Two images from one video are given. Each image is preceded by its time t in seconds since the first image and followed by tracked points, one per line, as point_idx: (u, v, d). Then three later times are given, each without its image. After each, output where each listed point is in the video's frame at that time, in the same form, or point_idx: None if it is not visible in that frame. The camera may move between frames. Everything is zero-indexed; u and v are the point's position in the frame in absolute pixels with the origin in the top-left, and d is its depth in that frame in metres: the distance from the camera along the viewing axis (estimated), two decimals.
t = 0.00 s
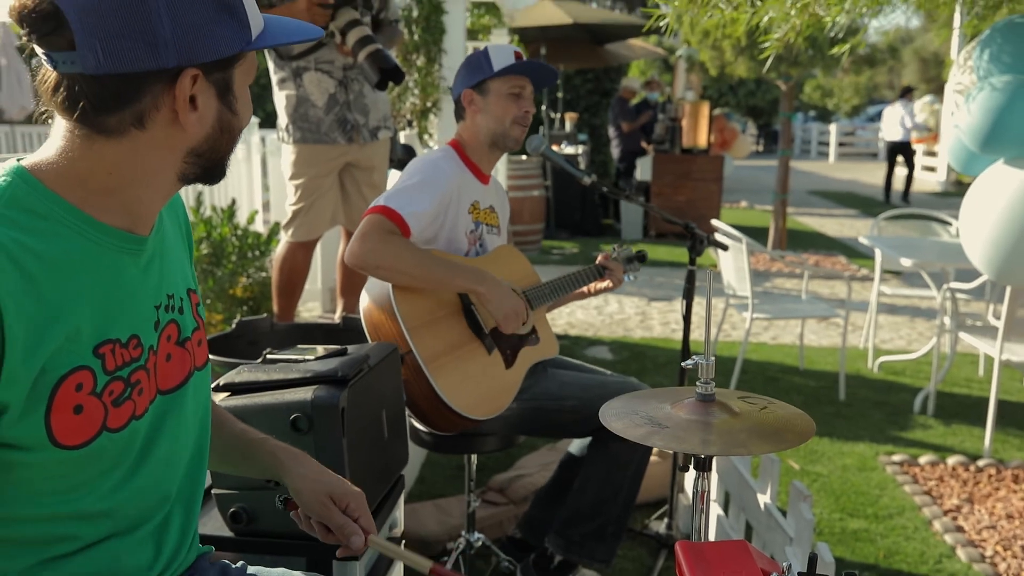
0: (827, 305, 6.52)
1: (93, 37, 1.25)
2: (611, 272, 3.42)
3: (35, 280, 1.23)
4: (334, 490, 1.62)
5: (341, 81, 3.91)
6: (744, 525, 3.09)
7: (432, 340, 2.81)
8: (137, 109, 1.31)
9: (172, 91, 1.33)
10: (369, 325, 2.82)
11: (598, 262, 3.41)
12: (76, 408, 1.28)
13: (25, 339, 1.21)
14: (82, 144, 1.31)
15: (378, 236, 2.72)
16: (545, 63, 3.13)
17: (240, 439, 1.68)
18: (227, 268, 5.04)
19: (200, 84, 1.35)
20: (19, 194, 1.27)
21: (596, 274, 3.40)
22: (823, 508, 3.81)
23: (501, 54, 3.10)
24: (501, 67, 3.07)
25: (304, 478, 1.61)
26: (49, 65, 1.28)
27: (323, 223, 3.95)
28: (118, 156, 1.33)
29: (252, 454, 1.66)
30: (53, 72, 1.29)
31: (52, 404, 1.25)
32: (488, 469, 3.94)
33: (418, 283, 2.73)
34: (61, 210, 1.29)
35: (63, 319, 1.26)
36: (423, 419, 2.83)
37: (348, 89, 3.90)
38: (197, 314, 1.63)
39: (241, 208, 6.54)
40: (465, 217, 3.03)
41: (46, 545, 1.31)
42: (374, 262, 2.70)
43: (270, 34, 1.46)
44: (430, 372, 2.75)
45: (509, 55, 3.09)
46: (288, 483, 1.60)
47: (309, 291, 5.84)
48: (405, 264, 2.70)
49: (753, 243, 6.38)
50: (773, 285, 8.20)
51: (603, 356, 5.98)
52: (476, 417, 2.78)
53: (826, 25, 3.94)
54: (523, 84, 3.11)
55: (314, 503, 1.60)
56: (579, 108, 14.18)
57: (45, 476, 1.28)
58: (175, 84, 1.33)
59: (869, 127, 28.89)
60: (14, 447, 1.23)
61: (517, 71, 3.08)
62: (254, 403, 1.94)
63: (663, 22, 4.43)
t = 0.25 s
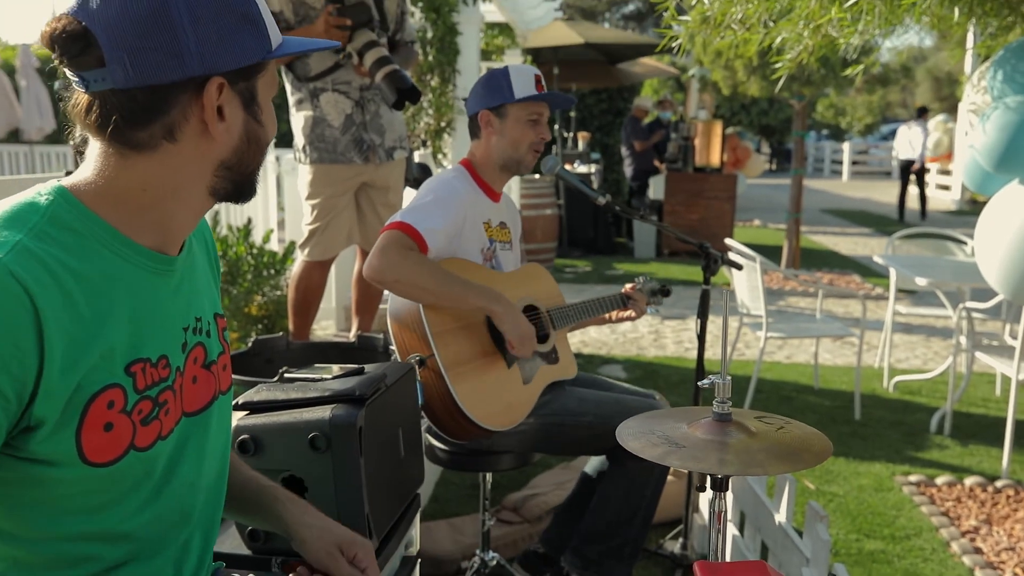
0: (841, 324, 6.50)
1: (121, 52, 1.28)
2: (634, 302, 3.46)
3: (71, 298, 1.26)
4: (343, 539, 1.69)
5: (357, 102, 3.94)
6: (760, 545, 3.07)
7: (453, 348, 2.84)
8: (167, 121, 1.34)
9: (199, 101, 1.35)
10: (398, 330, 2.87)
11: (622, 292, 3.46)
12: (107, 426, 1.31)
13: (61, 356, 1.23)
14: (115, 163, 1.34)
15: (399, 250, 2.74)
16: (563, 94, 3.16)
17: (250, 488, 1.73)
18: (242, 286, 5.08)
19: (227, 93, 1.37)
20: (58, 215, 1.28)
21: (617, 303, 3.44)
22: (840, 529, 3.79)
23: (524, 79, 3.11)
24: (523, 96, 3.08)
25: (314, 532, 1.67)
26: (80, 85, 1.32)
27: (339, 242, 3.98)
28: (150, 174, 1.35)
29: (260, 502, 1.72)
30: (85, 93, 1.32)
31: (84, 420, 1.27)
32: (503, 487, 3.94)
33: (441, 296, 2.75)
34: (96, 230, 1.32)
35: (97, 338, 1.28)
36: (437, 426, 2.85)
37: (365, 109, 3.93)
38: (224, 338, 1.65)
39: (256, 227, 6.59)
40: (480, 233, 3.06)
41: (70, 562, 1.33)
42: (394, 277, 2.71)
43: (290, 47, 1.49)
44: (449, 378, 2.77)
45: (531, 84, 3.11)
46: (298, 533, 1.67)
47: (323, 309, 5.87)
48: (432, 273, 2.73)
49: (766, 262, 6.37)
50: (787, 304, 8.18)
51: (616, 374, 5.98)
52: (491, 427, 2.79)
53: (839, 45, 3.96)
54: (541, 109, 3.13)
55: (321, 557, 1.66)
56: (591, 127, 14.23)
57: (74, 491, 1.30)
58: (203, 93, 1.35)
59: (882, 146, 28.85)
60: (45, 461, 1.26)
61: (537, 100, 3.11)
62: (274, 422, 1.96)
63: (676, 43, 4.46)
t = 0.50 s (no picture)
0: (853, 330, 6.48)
1: (150, 42, 1.29)
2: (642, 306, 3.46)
3: (91, 302, 1.27)
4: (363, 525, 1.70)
5: (371, 107, 3.95)
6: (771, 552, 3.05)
7: (474, 352, 2.86)
8: (185, 119, 1.33)
9: (218, 104, 1.35)
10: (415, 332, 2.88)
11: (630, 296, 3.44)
12: (129, 425, 1.32)
13: (83, 357, 1.24)
14: (132, 157, 1.34)
15: (424, 261, 2.74)
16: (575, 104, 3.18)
17: (269, 476, 1.72)
18: (254, 290, 5.09)
19: (246, 101, 1.36)
20: (75, 220, 1.30)
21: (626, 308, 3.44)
22: (852, 536, 3.77)
23: (541, 90, 3.11)
24: (541, 110, 3.08)
25: (337, 515, 1.68)
26: (105, 73, 1.32)
27: (351, 246, 3.99)
28: (167, 174, 1.35)
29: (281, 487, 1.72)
30: (109, 81, 1.33)
31: (107, 420, 1.28)
32: (514, 492, 3.93)
33: (468, 305, 2.76)
34: (115, 234, 1.33)
35: (117, 339, 1.29)
36: (454, 429, 2.85)
37: (378, 114, 3.94)
38: (242, 337, 1.66)
39: (268, 231, 6.61)
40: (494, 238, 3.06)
41: (95, 562, 1.34)
42: (424, 293, 2.71)
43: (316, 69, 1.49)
44: (469, 383, 2.79)
45: (548, 99, 3.11)
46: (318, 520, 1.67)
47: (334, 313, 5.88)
48: (461, 282, 2.75)
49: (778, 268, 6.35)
50: (798, 309, 8.16)
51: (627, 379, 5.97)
52: (510, 433, 2.81)
53: (852, 51, 3.95)
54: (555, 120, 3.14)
55: (344, 539, 1.67)
56: (602, 132, 14.23)
57: (98, 492, 1.31)
58: (222, 97, 1.34)
59: (894, 151, 28.75)
60: (68, 463, 1.27)
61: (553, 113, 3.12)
62: (288, 425, 1.96)
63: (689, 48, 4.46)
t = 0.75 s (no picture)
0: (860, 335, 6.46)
1: (149, 53, 1.27)
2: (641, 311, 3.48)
3: (109, 304, 1.27)
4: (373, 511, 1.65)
5: (380, 109, 3.96)
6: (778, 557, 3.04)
7: (487, 356, 2.86)
8: (197, 124, 1.33)
9: (228, 104, 1.34)
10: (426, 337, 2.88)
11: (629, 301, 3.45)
12: (145, 426, 1.33)
13: (101, 359, 1.25)
14: (149, 166, 1.35)
15: (439, 265, 2.75)
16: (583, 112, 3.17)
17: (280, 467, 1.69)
18: (261, 292, 5.10)
19: (253, 94, 1.36)
20: (95, 222, 1.31)
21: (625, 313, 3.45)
22: (859, 541, 3.76)
23: (549, 95, 3.10)
24: (547, 115, 3.07)
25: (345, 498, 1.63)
26: (110, 92, 1.32)
27: (359, 249, 4.00)
28: (183, 177, 1.35)
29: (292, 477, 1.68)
30: (115, 100, 1.32)
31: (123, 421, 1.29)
32: (520, 496, 3.93)
33: (482, 309, 2.77)
34: (134, 235, 1.34)
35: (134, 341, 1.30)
36: (467, 434, 2.84)
37: (387, 117, 3.95)
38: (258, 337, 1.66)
39: (275, 233, 6.62)
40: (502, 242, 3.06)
41: (110, 561, 1.35)
42: (441, 298, 2.73)
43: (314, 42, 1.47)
44: (484, 386, 2.79)
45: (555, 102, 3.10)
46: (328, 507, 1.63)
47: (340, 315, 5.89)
48: (477, 285, 2.76)
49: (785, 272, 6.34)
50: (804, 314, 8.14)
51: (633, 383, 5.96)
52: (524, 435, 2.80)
53: (860, 55, 3.94)
54: (562, 125, 3.13)
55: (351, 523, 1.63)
56: (608, 135, 14.23)
57: (115, 491, 1.32)
58: (231, 95, 1.34)
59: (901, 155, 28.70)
60: (85, 463, 1.28)
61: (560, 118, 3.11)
62: (296, 427, 1.96)
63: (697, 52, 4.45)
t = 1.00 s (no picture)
0: (871, 337, 6.44)
1: (196, 51, 1.29)
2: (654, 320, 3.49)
3: (121, 304, 1.28)
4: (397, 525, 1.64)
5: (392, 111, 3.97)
6: (789, 560, 3.03)
7: (500, 354, 2.87)
8: (220, 126, 1.33)
9: (254, 115, 1.34)
10: (440, 336, 2.89)
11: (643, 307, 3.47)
12: (156, 427, 1.33)
13: (113, 359, 1.25)
14: (169, 162, 1.34)
15: (452, 258, 2.76)
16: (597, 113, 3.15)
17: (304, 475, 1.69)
18: (272, 291, 5.11)
19: (282, 115, 1.36)
20: (105, 224, 1.31)
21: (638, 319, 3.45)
22: (870, 544, 3.75)
23: (560, 95, 3.08)
24: (558, 113, 3.07)
25: (368, 515, 1.63)
26: (148, 77, 1.32)
27: (370, 249, 4.01)
28: (199, 180, 1.35)
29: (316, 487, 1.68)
30: (150, 84, 1.32)
31: (134, 421, 1.30)
32: (530, 496, 3.94)
33: (493, 306, 2.78)
34: (144, 236, 1.34)
35: (145, 341, 1.30)
36: (479, 432, 2.84)
37: (399, 118, 3.95)
38: (263, 337, 1.65)
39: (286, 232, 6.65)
40: (516, 239, 3.06)
41: (121, 563, 1.36)
42: (452, 288, 2.73)
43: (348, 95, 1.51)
44: (496, 384, 2.79)
45: (567, 102, 3.09)
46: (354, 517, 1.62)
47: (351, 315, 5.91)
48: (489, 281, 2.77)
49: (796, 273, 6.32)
50: (815, 316, 8.12)
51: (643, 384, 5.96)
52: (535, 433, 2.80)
53: (873, 56, 3.93)
54: (574, 124, 3.12)
55: (377, 540, 1.63)
56: (618, 136, 14.22)
57: (126, 491, 1.33)
58: (258, 108, 1.34)
59: (912, 158, 28.58)
60: (97, 464, 1.28)
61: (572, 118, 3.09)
62: (308, 426, 1.97)
63: (709, 53, 4.44)
